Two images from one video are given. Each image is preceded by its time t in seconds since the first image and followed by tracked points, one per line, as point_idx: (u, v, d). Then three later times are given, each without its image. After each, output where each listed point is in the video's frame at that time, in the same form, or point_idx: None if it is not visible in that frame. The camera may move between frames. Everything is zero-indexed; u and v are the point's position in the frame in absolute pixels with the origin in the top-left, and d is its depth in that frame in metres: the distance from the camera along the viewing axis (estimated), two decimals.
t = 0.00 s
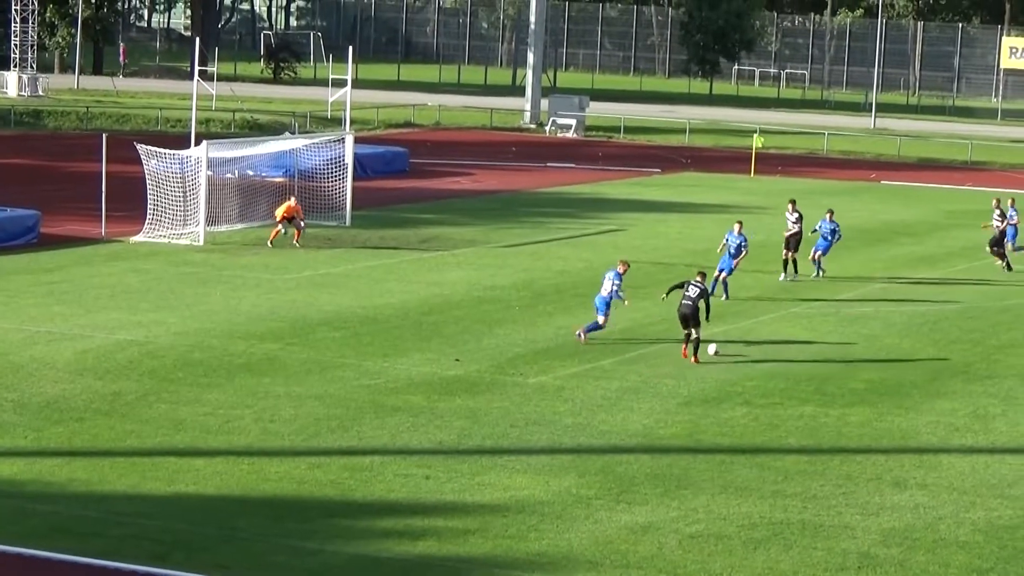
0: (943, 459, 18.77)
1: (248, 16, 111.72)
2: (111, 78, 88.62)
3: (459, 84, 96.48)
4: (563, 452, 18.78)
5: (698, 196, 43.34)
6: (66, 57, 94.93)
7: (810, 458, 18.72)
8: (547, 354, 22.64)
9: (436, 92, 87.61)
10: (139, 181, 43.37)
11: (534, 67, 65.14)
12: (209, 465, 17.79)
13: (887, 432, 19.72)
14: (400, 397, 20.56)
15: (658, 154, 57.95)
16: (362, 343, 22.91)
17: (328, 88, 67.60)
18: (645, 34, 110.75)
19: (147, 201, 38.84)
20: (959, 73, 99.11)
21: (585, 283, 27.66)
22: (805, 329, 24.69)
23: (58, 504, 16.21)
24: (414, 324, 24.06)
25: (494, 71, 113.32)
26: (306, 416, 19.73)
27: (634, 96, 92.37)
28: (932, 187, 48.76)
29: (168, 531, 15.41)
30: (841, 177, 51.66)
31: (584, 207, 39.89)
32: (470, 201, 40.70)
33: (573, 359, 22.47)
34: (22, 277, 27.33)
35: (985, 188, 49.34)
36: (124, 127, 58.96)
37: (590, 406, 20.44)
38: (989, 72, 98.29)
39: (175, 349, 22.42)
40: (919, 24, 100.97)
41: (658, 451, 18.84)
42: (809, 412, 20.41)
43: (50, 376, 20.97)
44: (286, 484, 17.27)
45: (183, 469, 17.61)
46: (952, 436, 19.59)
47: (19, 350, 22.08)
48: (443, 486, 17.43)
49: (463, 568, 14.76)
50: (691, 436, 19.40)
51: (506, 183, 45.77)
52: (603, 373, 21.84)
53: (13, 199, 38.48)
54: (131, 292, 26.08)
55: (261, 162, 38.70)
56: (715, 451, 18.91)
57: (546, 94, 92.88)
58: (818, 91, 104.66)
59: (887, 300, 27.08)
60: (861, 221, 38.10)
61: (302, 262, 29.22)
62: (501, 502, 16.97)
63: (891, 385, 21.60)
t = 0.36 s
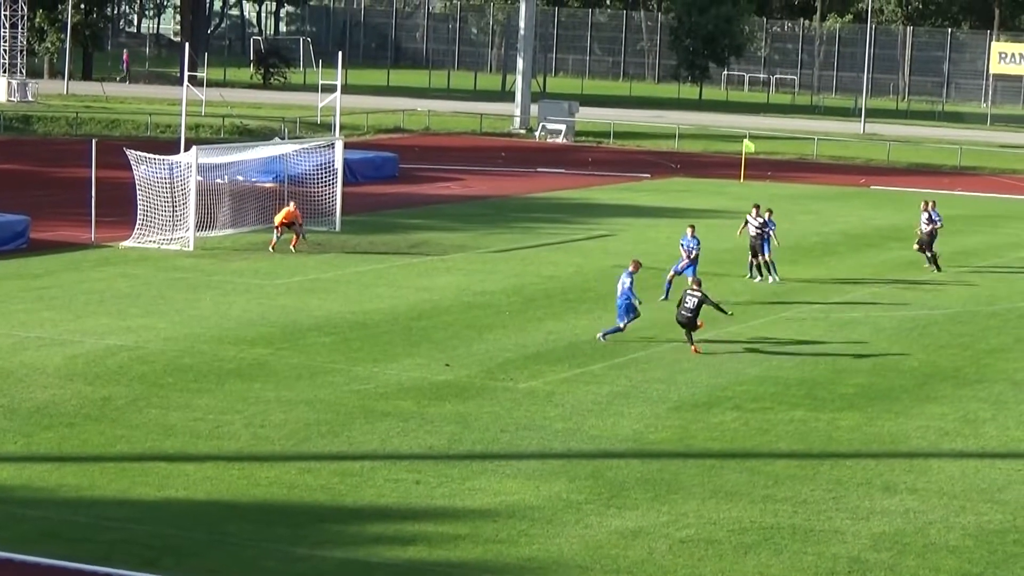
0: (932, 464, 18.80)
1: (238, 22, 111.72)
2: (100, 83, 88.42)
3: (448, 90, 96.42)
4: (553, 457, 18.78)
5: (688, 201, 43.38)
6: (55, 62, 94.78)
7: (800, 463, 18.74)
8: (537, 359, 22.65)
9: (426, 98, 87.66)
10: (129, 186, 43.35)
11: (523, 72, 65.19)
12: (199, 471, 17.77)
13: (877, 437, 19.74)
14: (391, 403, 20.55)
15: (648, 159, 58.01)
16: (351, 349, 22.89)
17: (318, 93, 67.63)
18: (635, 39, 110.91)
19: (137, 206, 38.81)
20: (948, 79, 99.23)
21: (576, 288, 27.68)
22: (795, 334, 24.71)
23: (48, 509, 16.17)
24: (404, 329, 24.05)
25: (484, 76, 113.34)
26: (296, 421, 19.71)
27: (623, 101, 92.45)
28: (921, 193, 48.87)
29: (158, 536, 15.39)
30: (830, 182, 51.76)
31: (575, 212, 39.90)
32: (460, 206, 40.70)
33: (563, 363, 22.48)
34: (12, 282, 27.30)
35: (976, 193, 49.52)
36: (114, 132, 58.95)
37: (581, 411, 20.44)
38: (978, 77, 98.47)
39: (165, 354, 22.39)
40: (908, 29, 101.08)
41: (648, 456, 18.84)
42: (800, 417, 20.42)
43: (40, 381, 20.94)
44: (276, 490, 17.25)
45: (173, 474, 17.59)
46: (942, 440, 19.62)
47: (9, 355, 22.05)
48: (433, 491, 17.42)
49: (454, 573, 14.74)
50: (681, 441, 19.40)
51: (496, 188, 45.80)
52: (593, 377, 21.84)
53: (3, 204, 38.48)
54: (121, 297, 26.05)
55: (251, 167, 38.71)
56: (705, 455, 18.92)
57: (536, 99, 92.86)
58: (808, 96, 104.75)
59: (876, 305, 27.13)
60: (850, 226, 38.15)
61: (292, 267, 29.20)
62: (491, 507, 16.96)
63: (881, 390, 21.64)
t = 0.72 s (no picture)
0: (934, 464, 18.82)
1: (239, 23, 111.86)
2: (101, 84, 88.46)
3: (449, 90, 96.43)
4: (555, 458, 18.79)
5: (688, 201, 43.39)
6: (56, 63, 94.81)
7: (801, 464, 18.75)
8: (538, 359, 22.66)
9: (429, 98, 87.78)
10: (131, 186, 43.39)
11: (524, 72, 65.22)
12: (201, 471, 17.78)
13: (878, 437, 19.76)
14: (392, 403, 20.56)
15: (649, 159, 58.01)
16: (353, 349, 22.91)
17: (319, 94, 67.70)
18: (636, 40, 110.96)
19: (139, 206, 38.82)
20: (949, 79, 99.18)
21: (577, 289, 27.70)
22: (796, 334, 24.72)
23: (49, 510, 16.19)
24: (405, 329, 24.07)
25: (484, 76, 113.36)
26: (297, 422, 19.73)
27: (624, 102, 92.43)
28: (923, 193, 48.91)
29: (160, 536, 15.40)
30: (831, 183, 51.81)
31: (576, 213, 39.92)
32: (462, 206, 40.73)
33: (565, 364, 22.47)
34: (14, 283, 27.32)
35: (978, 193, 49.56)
36: (115, 132, 59.04)
37: (582, 411, 20.45)
38: (979, 78, 98.43)
39: (166, 354, 22.41)
40: (910, 30, 101.01)
41: (649, 457, 18.85)
42: (801, 417, 20.43)
43: (42, 381, 20.96)
44: (278, 490, 17.27)
45: (174, 474, 17.60)
46: (944, 441, 19.64)
47: (10, 356, 22.07)
48: (434, 492, 17.44)
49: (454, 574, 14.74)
50: (682, 441, 19.42)
51: (497, 189, 45.85)
52: (594, 378, 21.84)
53: (5, 205, 38.53)
54: (123, 298, 26.07)
55: (253, 168, 38.70)
56: (707, 456, 18.93)
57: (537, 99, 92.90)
58: (809, 97, 104.75)
59: (877, 305, 27.15)
60: (852, 226, 38.16)
61: (293, 268, 29.22)
62: (493, 508, 16.97)
63: (883, 390, 21.64)
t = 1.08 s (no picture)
0: (935, 464, 18.81)
1: (241, 23, 111.99)
2: (102, 84, 88.48)
3: (450, 90, 96.47)
4: (556, 458, 18.79)
5: (689, 201, 43.38)
6: (58, 64, 94.87)
7: (803, 463, 18.74)
8: (540, 359, 22.66)
9: (430, 99, 87.78)
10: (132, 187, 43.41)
11: (526, 72, 65.22)
12: (203, 471, 17.77)
13: (880, 437, 19.75)
14: (394, 403, 20.57)
15: (650, 159, 58.02)
16: (354, 349, 22.91)
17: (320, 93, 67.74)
18: (637, 40, 111.02)
19: (140, 207, 38.83)
20: (950, 79, 99.19)
21: (579, 289, 27.70)
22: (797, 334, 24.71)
23: (51, 510, 16.19)
24: (406, 330, 24.07)
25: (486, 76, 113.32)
26: (299, 422, 19.73)
27: (624, 102, 92.44)
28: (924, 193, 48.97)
29: (162, 536, 15.41)
30: (833, 182, 51.87)
31: (578, 213, 39.92)
32: (462, 207, 40.73)
33: (566, 364, 22.47)
34: (15, 283, 27.33)
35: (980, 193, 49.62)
36: (117, 133, 59.09)
37: (584, 412, 20.44)
38: (981, 78, 98.46)
39: (168, 354, 22.42)
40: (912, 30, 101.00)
41: (651, 457, 18.85)
42: (802, 417, 20.41)
43: (44, 381, 20.96)
44: (279, 490, 17.27)
45: (176, 475, 17.60)
46: (945, 441, 19.64)
47: (12, 356, 22.08)
48: (436, 492, 17.44)
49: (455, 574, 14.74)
50: (683, 441, 19.43)
51: (497, 189, 45.87)
52: (596, 378, 21.82)
53: (6, 205, 38.56)
54: (124, 297, 26.09)
55: (255, 168, 38.67)
56: (708, 456, 18.93)
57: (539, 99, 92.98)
58: (810, 97, 104.76)
59: (879, 305, 27.15)
60: (854, 226, 38.16)
61: (294, 268, 29.23)
62: (494, 508, 16.97)
63: (884, 390, 21.63)
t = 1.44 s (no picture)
0: (936, 464, 18.81)
1: (242, 23, 111.99)
2: (102, 84, 88.46)
3: (452, 91, 96.44)
4: (557, 458, 18.79)
5: (690, 201, 43.36)
6: (58, 64, 94.89)
7: (803, 464, 18.74)
8: (540, 359, 22.65)
9: (431, 99, 87.76)
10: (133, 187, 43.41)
11: (527, 72, 65.19)
12: (204, 472, 17.78)
13: (881, 437, 19.75)
14: (395, 403, 20.56)
15: (650, 159, 57.98)
16: (355, 349, 22.91)
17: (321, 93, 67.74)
18: (638, 40, 111.00)
19: (141, 207, 38.83)
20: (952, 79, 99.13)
21: (580, 289, 27.70)
22: (798, 334, 24.68)
23: (52, 510, 16.19)
24: (407, 330, 24.07)
25: (487, 76, 113.20)
26: (300, 422, 19.73)
27: (624, 102, 92.39)
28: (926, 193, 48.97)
29: (163, 536, 15.41)
30: (834, 182, 51.88)
31: (578, 213, 39.91)
32: (463, 207, 40.73)
33: (568, 364, 22.47)
34: (16, 283, 27.32)
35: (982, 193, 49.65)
36: (118, 133, 59.11)
37: (585, 412, 20.43)
38: (982, 78, 98.32)
39: (169, 354, 22.41)
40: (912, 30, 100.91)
41: (652, 457, 18.84)
42: (804, 417, 20.39)
43: (45, 381, 20.96)
44: (281, 491, 17.27)
45: (178, 475, 17.60)
46: (947, 441, 19.64)
47: (13, 356, 22.08)
48: (437, 492, 17.44)
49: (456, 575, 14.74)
50: (685, 442, 19.43)
51: (498, 189, 45.86)
52: (597, 378, 21.81)
53: (8, 205, 38.57)
54: (125, 298, 26.09)
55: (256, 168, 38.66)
56: (709, 456, 18.93)
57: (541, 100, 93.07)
58: (811, 97, 104.66)
59: (880, 306, 27.13)
60: (856, 226, 38.13)
61: (295, 268, 29.23)
62: (495, 508, 16.97)
63: (885, 390, 21.63)
